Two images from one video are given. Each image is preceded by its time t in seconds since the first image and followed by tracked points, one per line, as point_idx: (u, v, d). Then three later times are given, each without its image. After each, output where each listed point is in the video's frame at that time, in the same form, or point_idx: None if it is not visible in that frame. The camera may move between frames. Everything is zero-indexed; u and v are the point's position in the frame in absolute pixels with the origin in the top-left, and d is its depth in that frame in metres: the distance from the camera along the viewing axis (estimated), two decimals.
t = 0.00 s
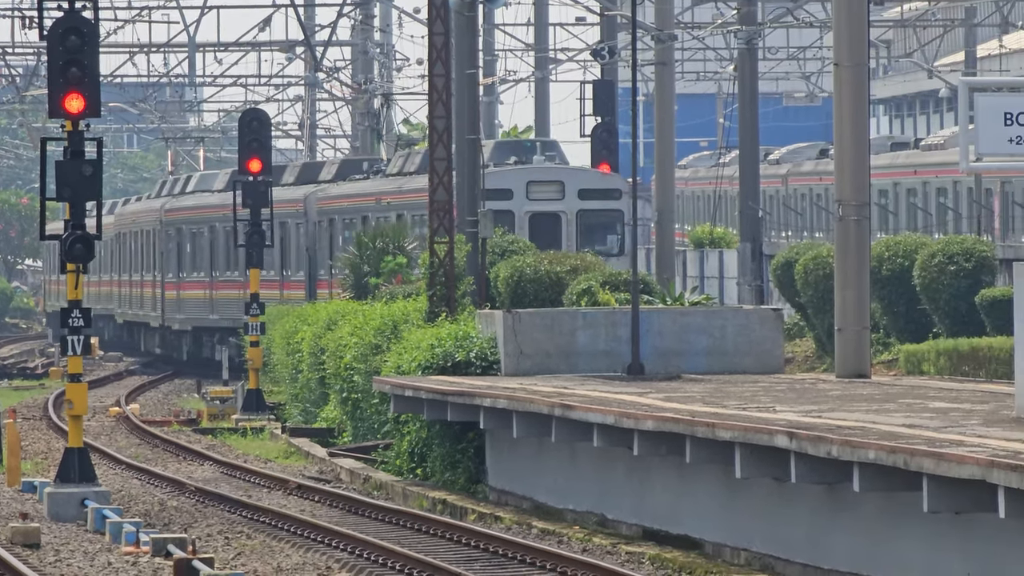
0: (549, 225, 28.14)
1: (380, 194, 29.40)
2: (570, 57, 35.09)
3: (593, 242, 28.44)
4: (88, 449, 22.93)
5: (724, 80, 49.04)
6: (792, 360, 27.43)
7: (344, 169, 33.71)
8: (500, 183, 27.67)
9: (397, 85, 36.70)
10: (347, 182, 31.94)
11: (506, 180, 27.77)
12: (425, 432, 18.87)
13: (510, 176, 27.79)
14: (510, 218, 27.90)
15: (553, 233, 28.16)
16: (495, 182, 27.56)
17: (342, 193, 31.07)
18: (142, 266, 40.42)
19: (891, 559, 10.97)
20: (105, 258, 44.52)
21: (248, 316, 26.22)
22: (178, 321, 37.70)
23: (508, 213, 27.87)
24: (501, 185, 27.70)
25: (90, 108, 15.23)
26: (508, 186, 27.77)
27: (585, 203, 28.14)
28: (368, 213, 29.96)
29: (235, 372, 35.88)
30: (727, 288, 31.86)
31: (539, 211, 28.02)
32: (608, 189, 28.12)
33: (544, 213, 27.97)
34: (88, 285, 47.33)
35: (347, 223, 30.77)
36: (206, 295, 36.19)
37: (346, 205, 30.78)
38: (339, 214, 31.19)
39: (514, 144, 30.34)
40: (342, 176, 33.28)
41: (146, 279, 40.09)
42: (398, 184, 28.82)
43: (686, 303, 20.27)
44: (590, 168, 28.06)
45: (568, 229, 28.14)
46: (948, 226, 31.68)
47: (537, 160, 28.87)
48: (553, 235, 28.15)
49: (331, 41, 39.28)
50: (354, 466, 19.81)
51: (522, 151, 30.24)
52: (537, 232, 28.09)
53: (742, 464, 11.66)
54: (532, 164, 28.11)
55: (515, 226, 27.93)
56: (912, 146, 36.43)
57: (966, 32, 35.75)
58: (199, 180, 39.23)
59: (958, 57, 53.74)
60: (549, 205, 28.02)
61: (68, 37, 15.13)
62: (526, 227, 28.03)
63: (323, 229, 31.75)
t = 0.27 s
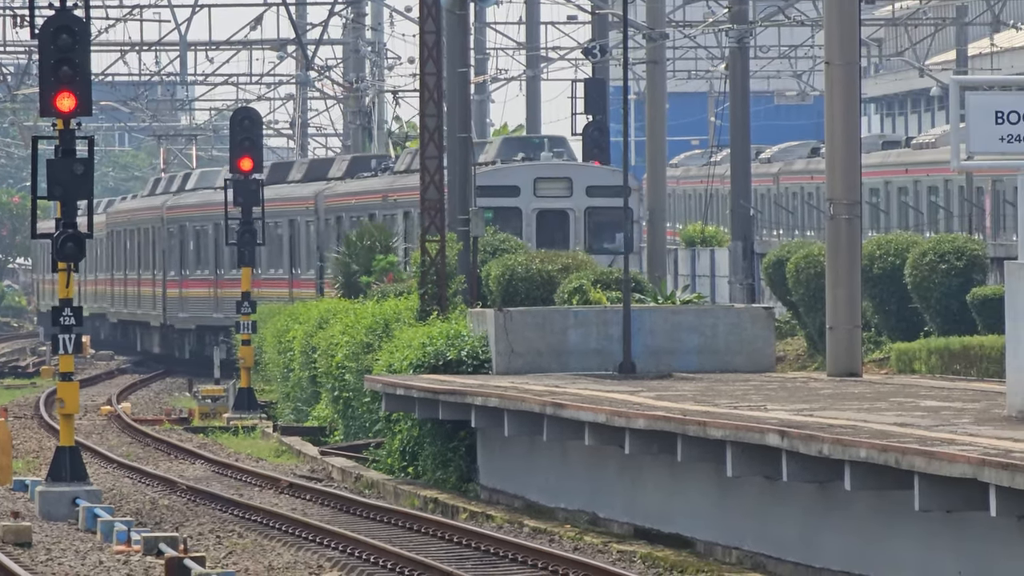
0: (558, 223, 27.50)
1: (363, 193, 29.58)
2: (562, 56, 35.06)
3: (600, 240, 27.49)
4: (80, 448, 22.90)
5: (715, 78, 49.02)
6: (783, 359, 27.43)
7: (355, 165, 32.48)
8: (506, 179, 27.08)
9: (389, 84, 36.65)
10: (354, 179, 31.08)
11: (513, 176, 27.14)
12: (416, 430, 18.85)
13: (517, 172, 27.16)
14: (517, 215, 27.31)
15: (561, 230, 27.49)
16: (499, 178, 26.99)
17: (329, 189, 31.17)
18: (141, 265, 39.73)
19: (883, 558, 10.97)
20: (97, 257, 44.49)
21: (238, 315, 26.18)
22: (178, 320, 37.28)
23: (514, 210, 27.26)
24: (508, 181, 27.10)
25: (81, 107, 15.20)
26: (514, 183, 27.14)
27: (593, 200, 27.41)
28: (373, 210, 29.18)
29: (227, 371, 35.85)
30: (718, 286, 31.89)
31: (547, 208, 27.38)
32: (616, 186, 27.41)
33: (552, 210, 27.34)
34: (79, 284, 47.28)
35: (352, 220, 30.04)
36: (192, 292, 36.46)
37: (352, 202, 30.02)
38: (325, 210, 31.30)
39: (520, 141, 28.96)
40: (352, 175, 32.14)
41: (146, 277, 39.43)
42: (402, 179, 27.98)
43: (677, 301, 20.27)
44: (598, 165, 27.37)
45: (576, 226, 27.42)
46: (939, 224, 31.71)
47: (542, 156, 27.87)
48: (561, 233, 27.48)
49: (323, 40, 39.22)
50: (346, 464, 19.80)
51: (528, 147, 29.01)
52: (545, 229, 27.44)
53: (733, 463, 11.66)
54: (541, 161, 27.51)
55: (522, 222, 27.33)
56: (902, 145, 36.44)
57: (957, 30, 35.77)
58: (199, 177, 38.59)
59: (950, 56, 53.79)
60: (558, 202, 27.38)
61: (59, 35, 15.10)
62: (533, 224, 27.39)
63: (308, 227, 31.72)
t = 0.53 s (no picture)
0: (564, 221, 26.00)
1: (352, 192, 29.61)
2: (553, 54, 35.03)
3: (607, 238, 26.06)
4: (71, 447, 22.85)
5: (707, 77, 49.02)
6: (775, 358, 27.39)
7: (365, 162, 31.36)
8: (512, 176, 25.49)
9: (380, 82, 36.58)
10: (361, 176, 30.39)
11: (520, 173, 25.56)
12: (408, 429, 18.82)
13: (525, 168, 25.56)
14: (523, 213, 25.74)
15: (568, 228, 25.99)
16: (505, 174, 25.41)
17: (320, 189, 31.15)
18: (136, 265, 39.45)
19: (874, 556, 10.96)
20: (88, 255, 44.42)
21: (230, 314, 26.14)
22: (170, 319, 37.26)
23: (520, 208, 25.69)
24: (515, 178, 25.52)
25: (73, 106, 15.15)
26: (520, 180, 25.54)
27: (600, 197, 25.93)
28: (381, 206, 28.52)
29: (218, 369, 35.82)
30: (710, 285, 31.87)
31: (553, 206, 25.84)
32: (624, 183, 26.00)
33: (559, 207, 25.82)
34: (70, 283, 47.22)
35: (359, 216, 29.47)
36: (185, 290, 36.47)
37: (359, 199, 29.42)
38: (316, 209, 31.26)
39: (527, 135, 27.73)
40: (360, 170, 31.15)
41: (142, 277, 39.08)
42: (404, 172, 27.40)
43: (669, 300, 20.24)
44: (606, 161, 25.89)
45: (583, 224, 25.94)
46: (930, 223, 31.70)
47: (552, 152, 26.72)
48: (567, 231, 25.98)
49: (314, 38, 39.16)
50: (338, 463, 19.78)
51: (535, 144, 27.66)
52: (551, 227, 25.91)
53: (725, 462, 11.65)
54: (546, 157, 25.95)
55: (529, 221, 25.76)
56: (894, 144, 36.42)
57: (948, 29, 35.76)
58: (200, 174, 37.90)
59: (941, 55, 53.85)
60: (565, 199, 25.87)
61: (51, 34, 15.06)
62: (540, 222, 25.85)
63: (303, 225, 31.68)
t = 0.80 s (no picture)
0: (570, 219, 26.01)
1: (351, 189, 29.35)
2: (543, 53, 35.04)
3: (614, 237, 26.02)
4: (62, 445, 22.81)
5: (697, 76, 49.06)
6: (766, 356, 27.40)
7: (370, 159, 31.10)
8: (518, 174, 25.50)
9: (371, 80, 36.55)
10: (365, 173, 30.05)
11: (527, 171, 25.49)
12: (398, 428, 18.79)
13: (532, 166, 25.50)
14: (529, 212, 25.73)
15: (575, 227, 25.97)
16: (512, 172, 25.39)
17: (313, 188, 31.10)
18: (128, 264, 39.33)
19: (865, 554, 10.96)
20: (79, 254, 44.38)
21: (221, 312, 26.13)
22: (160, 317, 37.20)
23: (526, 207, 25.70)
24: (522, 177, 25.48)
25: (63, 104, 15.11)
26: (526, 178, 25.51)
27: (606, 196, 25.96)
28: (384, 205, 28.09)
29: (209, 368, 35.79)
30: (701, 283, 31.87)
31: (558, 204, 25.84)
32: (630, 181, 26.03)
33: (564, 206, 25.83)
34: (60, 281, 47.17)
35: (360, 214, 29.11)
36: (191, 289, 35.60)
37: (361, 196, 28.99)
38: (314, 208, 31.04)
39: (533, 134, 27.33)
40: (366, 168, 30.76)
41: (133, 276, 38.96)
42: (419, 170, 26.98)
43: (660, 299, 20.25)
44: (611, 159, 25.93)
45: (590, 223, 25.91)
46: (921, 221, 31.72)
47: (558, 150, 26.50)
48: (574, 230, 25.97)
49: (305, 37, 39.15)
50: (328, 462, 19.76)
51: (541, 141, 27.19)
52: (557, 226, 25.89)
53: (716, 460, 11.64)
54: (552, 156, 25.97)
55: (534, 219, 25.75)
56: (885, 143, 36.45)
57: (939, 27, 35.79)
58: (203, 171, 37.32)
59: (931, 53, 53.94)
60: (570, 197, 25.87)
61: (42, 33, 15.03)
62: (545, 221, 25.84)
63: (294, 223, 31.69)
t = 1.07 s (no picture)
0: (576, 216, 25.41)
1: (355, 185, 28.85)
2: (533, 50, 35.03)
3: (620, 233, 25.40)
4: (51, 443, 22.78)
5: (687, 73, 49.07)
6: (755, 354, 27.39)
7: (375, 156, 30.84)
8: (521, 171, 24.95)
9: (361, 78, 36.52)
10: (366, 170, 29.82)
11: (530, 167, 25.01)
12: (388, 425, 18.77)
13: (534, 162, 25.02)
14: (533, 209, 25.19)
15: (580, 225, 25.41)
16: (514, 169, 24.87)
17: (305, 185, 31.09)
18: (117, 261, 39.28)
19: (855, 552, 10.96)
20: (69, 251, 44.31)
21: (210, 309, 26.09)
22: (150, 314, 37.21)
23: (529, 204, 25.16)
24: (524, 173, 24.95)
25: (53, 101, 15.07)
26: (529, 175, 24.99)
27: (610, 192, 25.36)
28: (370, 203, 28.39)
29: (199, 366, 35.76)
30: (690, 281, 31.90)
31: (562, 201, 25.28)
32: (634, 176, 25.41)
33: (569, 203, 25.25)
34: (49, 278, 47.11)
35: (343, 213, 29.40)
36: (196, 286, 34.85)
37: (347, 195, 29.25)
38: (311, 205, 30.88)
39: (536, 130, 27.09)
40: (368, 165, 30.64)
41: (124, 274, 38.90)
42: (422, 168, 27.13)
43: (649, 296, 20.21)
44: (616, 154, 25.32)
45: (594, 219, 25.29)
46: (910, 218, 31.72)
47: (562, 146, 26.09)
48: (579, 228, 25.38)
49: (295, 35, 39.11)
50: (318, 459, 19.74)
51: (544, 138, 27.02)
52: (562, 223, 25.30)
53: (706, 458, 11.64)
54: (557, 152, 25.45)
55: (538, 217, 25.20)
56: (874, 140, 36.47)
57: (929, 24, 35.80)
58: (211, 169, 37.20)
59: (920, 50, 53.98)
60: (575, 194, 25.30)
61: (31, 30, 15.00)
62: (549, 218, 25.27)
63: (284, 220, 31.60)
